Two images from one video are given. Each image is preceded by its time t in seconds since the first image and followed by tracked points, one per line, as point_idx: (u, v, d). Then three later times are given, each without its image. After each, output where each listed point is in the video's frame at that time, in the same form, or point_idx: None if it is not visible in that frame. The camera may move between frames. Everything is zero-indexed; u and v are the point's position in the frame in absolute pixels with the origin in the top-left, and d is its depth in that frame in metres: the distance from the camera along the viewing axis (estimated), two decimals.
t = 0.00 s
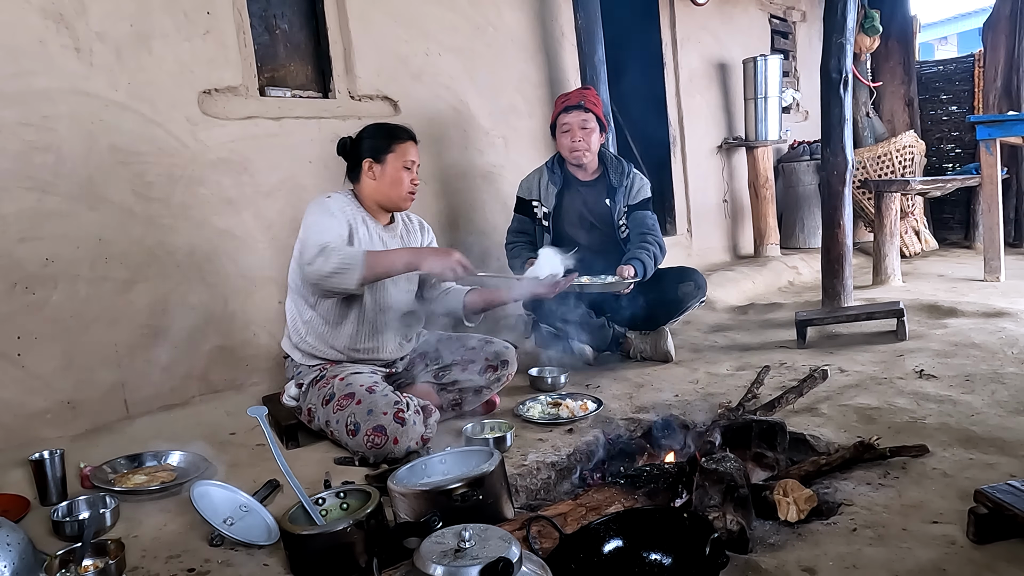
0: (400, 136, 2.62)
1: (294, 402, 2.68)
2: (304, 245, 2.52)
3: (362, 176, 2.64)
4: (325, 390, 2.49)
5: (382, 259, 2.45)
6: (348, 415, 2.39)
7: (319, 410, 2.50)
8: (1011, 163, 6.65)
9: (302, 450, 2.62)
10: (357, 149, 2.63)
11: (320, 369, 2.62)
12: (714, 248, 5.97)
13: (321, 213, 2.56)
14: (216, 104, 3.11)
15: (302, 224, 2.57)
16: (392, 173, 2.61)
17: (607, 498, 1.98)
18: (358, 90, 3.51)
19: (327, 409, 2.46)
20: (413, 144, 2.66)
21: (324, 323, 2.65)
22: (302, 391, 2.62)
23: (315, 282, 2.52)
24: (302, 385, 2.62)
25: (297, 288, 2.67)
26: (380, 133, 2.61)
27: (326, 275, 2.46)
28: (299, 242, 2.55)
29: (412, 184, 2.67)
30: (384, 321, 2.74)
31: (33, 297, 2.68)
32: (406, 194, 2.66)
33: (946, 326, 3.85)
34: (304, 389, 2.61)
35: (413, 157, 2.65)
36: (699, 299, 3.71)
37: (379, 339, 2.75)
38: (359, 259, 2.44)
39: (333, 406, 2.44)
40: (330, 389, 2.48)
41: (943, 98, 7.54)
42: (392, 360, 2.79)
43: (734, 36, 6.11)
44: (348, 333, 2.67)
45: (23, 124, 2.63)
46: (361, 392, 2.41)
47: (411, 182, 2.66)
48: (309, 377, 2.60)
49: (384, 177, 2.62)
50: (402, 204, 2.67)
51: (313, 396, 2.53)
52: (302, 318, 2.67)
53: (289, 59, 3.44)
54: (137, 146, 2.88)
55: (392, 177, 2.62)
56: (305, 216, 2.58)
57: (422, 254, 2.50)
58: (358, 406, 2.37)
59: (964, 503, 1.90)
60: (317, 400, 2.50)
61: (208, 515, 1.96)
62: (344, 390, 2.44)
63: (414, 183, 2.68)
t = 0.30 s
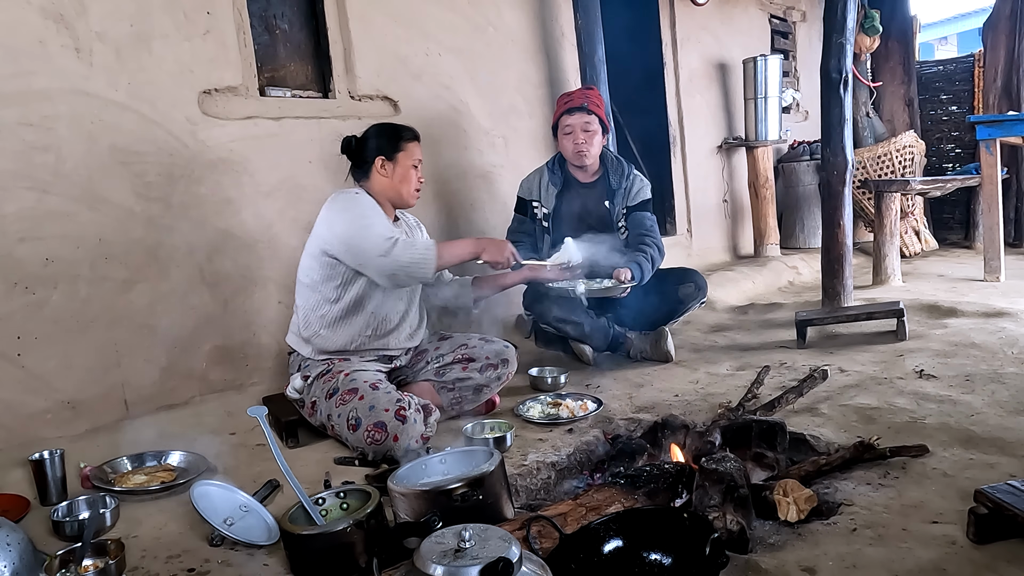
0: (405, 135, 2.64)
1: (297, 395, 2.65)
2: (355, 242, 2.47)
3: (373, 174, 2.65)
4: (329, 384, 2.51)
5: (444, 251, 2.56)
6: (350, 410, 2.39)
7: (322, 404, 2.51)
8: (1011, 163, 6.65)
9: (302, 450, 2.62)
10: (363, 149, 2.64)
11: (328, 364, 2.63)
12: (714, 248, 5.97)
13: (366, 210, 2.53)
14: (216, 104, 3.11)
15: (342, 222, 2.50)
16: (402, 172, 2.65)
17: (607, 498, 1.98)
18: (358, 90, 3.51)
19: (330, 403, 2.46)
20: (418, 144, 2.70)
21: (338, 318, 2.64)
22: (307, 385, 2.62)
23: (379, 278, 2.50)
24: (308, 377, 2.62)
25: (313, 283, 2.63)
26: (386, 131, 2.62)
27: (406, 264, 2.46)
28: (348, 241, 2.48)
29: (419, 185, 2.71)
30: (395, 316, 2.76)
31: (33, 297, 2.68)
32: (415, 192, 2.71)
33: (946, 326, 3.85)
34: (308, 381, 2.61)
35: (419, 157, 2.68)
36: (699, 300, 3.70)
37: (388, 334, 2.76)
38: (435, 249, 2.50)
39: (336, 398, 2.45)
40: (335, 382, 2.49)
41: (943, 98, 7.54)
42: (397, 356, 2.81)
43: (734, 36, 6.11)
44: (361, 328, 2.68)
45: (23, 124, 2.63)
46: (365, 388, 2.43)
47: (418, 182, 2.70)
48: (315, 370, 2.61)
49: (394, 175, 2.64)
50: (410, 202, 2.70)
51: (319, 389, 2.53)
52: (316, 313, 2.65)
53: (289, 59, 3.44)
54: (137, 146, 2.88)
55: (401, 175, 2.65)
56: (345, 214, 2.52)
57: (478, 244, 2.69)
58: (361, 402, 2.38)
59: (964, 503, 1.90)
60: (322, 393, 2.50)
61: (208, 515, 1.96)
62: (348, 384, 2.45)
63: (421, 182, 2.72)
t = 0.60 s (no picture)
0: (409, 138, 2.66)
1: (298, 391, 2.65)
2: (380, 230, 2.51)
3: (378, 175, 2.66)
4: (332, 381, 2.51)
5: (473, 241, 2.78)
6: (351, 408, 2.39)
7: (323, 401, 2.51)
8: (1011, 163, 6.65)
9: (302, 450, 2.62)
10: (369, 151, 2.64)
11: (331, 361, 2.63)
12: (714, 248, 5.97)
13: (386, 200, 2.57)
14: (216, 104, 3.11)
15: (362, 213, 2.52)
16: (409, 174, 2.68)
17: (606, 498, 1.98)
18: (358, 90, 3.51)
19: (331, 401, 2.47)
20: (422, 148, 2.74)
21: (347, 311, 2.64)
22: (309, 381, 2.62)
23: (405, 263, 2.58)
24: (310, 373, 2.61)
25: (321, 275, 2.63)
26: (392, 133, 2.64)
27: (438, 248, 2.58)
28: (372, 232, 2.51)
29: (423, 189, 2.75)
30: (399, 311, 2.78)
31: (33, 297, 2.68)
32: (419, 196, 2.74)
33: (946, 326, 3.85)
34: (310, 377, 2.61)
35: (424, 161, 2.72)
36: (700, 302, 3.71)
37: (392, 330, 2.77)
38: (461, 233, 2.64)
39: (337, 396, 2.46)
40: (337, 381, 2.50)
41: (943, 98, 7.54)
42: (400, 353, 2.81)
43: (734, 36, 6.12)
44: (367, 321, 2.69)
45: (23, 124, 2.63)
46: (366, 387, 2.43)
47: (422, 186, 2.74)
48: (318, 366, 2.61)
49: (401, 177, 2.67)
50: (414, 203, 2.72)
51: (321, 385, 2.54)
52: (322, 306, 2.64)
53: (289, 59, 3.43)
54: (137, 146, 2.88)
55: (407, 177, 2.68)
56: (365, 207, 2.53)
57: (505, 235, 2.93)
58: (362, 400, 2.38)
59: (964, 503, 1.90)
60: (325, 390, 2.51)
61: (208, 515, 1.95)
62: (351, 383, 2.45)
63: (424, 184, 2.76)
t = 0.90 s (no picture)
0: (410, 139, 2.67)
1: (298, 391, 2.65)
2: (386, 231, 2.52)
3: (380, 175, 2.66)
4: (332, 381, 2.51)
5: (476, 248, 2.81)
6: (351, 408, 2.39)
7: (323, 401, 2.51)
8: (1011, 163, 6.65)
9: (302, 450, 2.62)
10: (371, 152, 2.64)
11: (332, 361, 2.63)
12: (714, 248, 5.97)
13: (391, 200, 2.57)
14: (216, 104, 3.11)
15: (367, 212, 2.53)
16: (412, 175, 2.68)
17: (607, 498, 1.98)
18: (358, 90, 3.51)
19: (331, 401, 2.47)
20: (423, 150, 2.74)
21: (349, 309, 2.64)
22: (308, 381, 2.62)
23: (409, 263, 2.59)
24: (310, 373, 2.61)
25: (322, 272, 2.63)
26: (393, 135, 2.65)
27: (443, 250, 2.59)
28: (377, 232, 2.52)
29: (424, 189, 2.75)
30: (399, 310, 2.77)
31: (33, 297, 2.68)
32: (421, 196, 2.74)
33: (946, 326, 3.85)
34: (310, 377, 2.61)
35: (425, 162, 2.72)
36: (700, 302, 3.72)
37: (392, 329, 2.76)
38: (467, 237, 2.65)
39: (337, 396, 2.46)
40: (337, 380, 2.49)
41: (943, 98, 7.54)
42: (400, 353, 2.80)
43: (734, 37, 6.12)
44: (368, 319, 2.69)
45: (23, 124, 2.63)
46: (366, 387, 2.44)
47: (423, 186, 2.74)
48: (318, 366, 2.61)
49: (404, 179, 2.67)
50: (417, 204, 2.72)
51: (321, 384, 2.54)
52: (323, 305, 2.64)
53: (289, 59, 3.43)
54: (137, 146, 2.88)
55: (410, 178, 2.68)
56: (369, 206, 2.53)
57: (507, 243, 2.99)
58: (361, 400, 2.39)
59: (964, 503, 1.90)
60: (324, 389, 2.51)
61: (208, 515, 1.94)
62: (350, 383, 2.46)
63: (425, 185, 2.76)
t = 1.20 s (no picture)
0: (412, 140, 2.67)
1: (298, 391, 2.66)
2: (382, 233, 2.51)
3: (380, 175, 2.66)
4: (332, 381, 2.51)
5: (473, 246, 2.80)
6: (351, 407, 2.39)
7: (323, 401, 2.51)
8: (1011, 163, 6.65)
9: (302, 450, 2.62)
10: (371, 151, 2.64)
11: (331, 361, 2.63)
12: (714, 248, 5.96)
13: (389, 201, 2.56)
14: (216, 104, 3.11)
15: (365, 214, 2.52)
16: (412, 174, 2.67)
17: (606, 498, 1.98)
18: (358, 90, 3.51)
19: (331, 400, 2.47)
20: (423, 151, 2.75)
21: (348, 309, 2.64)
22: (308, 380, 2.62)
23: (406, 266, 2.57)
24: (310, 373, 2.62)
25: (321, 272, 2.63)
26: (393, 134, 2.65)
27: (440, 254, 2.57)
28: (375, 234, 2.51)
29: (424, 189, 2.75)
30: (399, 310, 2.78)
31: (33, 297, 2.68)
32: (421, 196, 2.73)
33: (946, 326, 3.85)
34: (310, 377, 2.61)
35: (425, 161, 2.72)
36: (700, 302, 3.72)
37: (391, 329, 2.77)
38: (464, 239, 2.63)
39: (337, 395, 2.46)
40: (338, 380, 2.50)
41: (943, 98, 7.54)
42: (400, 353, 2.81)
43: (734, 36, 6.12)
44: (368, 319, 2.69)
45: (23, 124, 2.63)
46: (366, 386, 2.44)
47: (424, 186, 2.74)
48: (318, 366, 2.61)
49: (403, 177, 2.67)
50: (416, 205, 2.72)
51: (321, 385, 2.54)
52: (323, 305, 2.63)
53: (289, 59, 3.43)
54: (137, 146, 2.88)
55: (410, 177, 2.68)
56: (367, 207, 2.52)
57: (505, 238, 2.97)
58: (361, 400, 2.38)
59: (964, 503, 1.90)
60: (324, 389, 2.51)
61: (208, 515, 1.93)
62: (350, 382, 2.46)
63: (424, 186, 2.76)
